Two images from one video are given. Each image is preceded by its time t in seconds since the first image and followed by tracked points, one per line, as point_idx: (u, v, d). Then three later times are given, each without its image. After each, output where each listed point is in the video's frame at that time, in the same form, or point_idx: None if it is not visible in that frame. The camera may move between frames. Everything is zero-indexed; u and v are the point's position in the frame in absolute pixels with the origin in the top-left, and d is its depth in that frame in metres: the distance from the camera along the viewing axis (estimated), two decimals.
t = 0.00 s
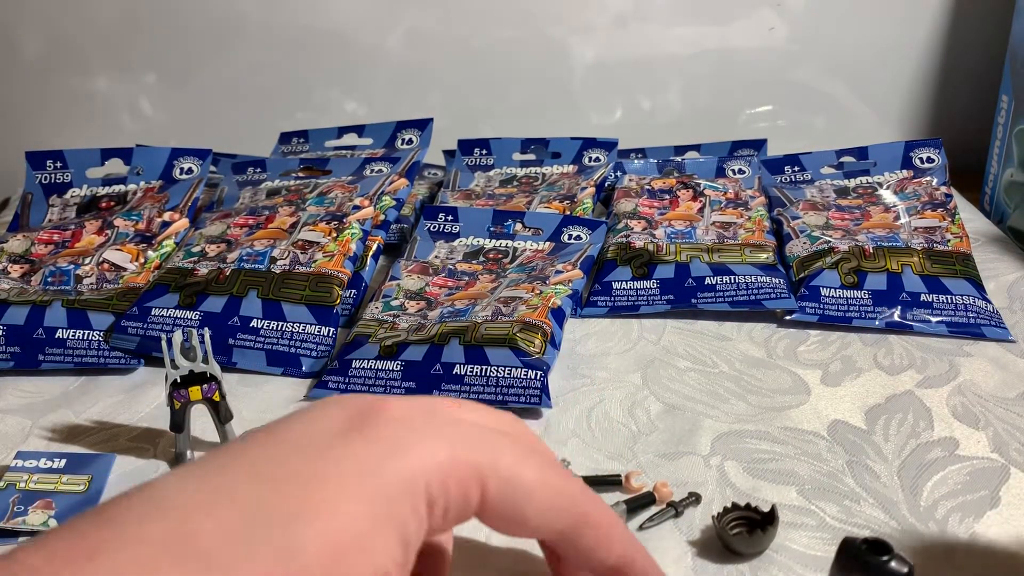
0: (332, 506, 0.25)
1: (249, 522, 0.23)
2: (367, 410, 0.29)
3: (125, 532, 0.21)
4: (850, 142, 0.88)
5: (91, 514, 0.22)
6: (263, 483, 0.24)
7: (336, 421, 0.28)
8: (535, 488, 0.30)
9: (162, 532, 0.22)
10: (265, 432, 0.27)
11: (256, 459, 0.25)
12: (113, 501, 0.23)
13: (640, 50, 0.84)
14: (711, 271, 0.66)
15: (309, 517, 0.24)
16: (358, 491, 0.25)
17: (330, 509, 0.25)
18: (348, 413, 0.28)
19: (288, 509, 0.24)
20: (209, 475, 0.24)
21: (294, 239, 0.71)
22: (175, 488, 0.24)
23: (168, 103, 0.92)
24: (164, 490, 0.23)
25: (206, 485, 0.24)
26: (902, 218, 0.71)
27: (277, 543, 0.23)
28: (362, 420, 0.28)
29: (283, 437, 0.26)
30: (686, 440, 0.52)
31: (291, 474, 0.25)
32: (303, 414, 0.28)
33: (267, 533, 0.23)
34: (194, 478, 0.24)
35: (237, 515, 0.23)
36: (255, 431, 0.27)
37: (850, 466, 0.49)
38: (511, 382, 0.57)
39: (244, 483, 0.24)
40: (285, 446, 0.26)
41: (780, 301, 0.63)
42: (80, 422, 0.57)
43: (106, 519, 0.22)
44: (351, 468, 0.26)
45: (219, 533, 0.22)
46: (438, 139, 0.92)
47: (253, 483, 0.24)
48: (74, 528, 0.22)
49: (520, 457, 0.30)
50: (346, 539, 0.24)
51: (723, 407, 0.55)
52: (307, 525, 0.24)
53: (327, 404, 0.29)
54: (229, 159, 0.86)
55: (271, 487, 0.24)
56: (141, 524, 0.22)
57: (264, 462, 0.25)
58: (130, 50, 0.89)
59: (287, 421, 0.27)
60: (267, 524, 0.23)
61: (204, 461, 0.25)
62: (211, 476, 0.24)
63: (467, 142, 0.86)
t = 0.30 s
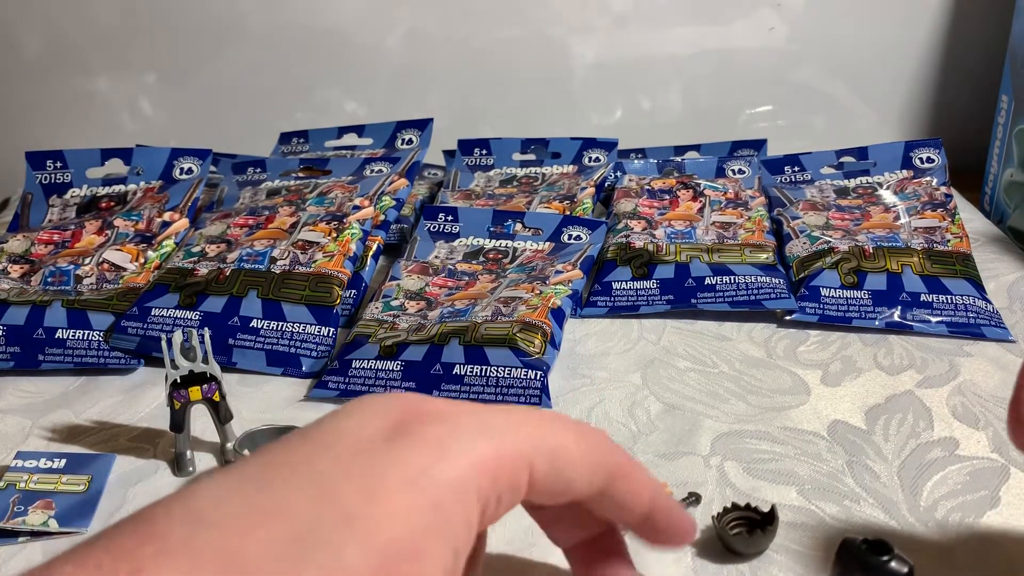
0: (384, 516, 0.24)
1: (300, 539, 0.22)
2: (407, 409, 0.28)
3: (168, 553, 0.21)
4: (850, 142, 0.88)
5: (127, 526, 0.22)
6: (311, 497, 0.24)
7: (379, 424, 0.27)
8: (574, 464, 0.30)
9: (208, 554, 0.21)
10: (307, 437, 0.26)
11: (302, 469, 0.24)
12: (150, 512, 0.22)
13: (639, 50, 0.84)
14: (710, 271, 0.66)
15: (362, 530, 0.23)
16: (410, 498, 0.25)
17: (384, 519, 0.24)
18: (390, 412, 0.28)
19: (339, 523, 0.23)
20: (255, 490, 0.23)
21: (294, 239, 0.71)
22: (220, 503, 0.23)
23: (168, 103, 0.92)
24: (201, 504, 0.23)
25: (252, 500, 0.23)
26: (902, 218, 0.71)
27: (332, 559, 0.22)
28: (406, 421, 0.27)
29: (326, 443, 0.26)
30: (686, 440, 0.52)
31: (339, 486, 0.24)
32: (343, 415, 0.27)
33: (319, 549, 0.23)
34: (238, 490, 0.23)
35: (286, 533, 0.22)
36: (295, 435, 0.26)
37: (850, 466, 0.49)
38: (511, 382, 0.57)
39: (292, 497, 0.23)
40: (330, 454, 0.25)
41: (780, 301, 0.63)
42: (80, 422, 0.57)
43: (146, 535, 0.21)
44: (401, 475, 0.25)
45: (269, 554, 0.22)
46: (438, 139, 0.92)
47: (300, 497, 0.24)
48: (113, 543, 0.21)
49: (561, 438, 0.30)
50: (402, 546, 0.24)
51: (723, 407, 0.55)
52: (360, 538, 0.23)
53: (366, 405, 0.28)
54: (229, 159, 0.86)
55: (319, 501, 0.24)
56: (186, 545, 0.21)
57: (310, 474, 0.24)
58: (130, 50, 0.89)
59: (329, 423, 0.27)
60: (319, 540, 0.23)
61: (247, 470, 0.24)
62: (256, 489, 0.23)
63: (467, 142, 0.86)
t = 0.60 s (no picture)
0: (396, 522, 0.25)
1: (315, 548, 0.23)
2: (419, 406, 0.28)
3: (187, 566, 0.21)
4: (850, 142, 0.88)
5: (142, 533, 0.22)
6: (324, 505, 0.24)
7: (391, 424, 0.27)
8: (602, 479, 0.29)
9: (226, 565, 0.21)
10: (318, 439, 0.26)
11: (314, 474, 0.25)
12: (160, 520, 0.22)
13: (639, 50, 0.84)
14: (710, 271, 0.66)
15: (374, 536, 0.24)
16: (421, 504, 0.25)
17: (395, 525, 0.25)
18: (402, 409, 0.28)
19: (351, 531, 0.24)
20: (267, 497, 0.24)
21: (294, 239, 0.71)
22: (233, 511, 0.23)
23: (168, 103, 0.92)
24: (213, 512, 0.23)
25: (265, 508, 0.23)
26: (902, 218, 0.71)
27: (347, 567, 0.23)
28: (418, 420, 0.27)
29: (337, 444, 0.26)
30: (686, 439, 0.52)
31: (351, 495, 0.25)
32: (354, 413, 0.27)
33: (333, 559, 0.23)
34: (252, 497, 0.24)
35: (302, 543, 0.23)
36: (306, 435, 0.26)
37: (850, 466, 0.49)
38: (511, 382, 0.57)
39: (304, 505, 0.24)
40: (341, 457, 0.25)
41: (780, 301, 0.63)
42: (80, 421, 0.57)
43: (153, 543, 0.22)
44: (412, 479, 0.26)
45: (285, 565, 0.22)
46: (438, 140, 0.92)
47: (313, 504, 0.24)
48: (130, 553, 0.21)
49: (587, 439, 0.29)
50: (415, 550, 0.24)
51: (723, 407, 0.55)
52: (371, 544, 0.24)
53: (375, 402, 0.28)
54: (229, 159, 0.86)
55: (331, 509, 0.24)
56: (203, 560, 0.21)
57: (323, 479, 0.25)
58: (130, 50, 0.89)
59: (342, 425, 0.27)
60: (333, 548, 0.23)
61: (258, 474, 0.25)
62: (269, 496, 0.24)
63: (467, 142, 0.86)
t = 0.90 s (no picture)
0: (418, 533, 0.24)
1: (336, 551, 0.22)
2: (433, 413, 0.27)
3: None
4: (850, 142, 0.88)
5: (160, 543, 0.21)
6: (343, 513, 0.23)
7: (412, 433, 0.26)
8: (609, 496, 0.29)
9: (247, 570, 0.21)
10: (336, 448, 0.25)
11: (333, 480, 0.24)
12: (179, 523, 0.22)
13: (639, 50, 0.84)
14: (710, 271, 0.66)
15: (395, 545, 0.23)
16: (443, 515, 0.25)
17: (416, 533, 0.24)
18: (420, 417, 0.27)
19: (372, 538, 0.23)
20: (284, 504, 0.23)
21: (294, 239, 0.71)
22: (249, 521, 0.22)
23: (168, 103, 0.92)
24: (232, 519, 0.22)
25: (286, 512, 0.23)
26: (903, 218, 0.71)
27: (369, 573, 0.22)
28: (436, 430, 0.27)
29: (354, 451, 0.25)
30: (686, 439, 0.52)
31: (373, 503, 0.24)
32: (374, 422, 0.27)
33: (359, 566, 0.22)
34: (273, 504, 0.23)
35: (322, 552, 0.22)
36: (324, 442, 0.26)
37: (850, 466, 0.49)
38: (511, 382, 0.57)
39: (326, 511, 0.23)
40: (361, 465, 0.25)
41: (780, 301, 0.63)
42: (80, 421, 0.57)
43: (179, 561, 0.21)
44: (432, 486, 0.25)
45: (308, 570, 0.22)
46: (437, 140, 0.92)
47: (336, 511, 0.23)
48: (147, 563, 0.20)
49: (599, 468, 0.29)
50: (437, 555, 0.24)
51: (723, 407, 0.55)
52: (394, 549, 0.23)
53: (394, 412, 0.27)
54: (229, 159, 0.86)
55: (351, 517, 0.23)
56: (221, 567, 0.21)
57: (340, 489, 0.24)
58: (130, 50, 0.89)
59: (360, 434, 0.26)
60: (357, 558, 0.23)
61: (277, 479, 0.24)
62: (289, 503, 0.23)
63: (467, 142, 0.86)
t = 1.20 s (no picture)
0: (397, 515, 0.24)
1: (316, 540, 0.23)
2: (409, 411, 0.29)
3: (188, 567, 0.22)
4: (850, 142, 0.88)
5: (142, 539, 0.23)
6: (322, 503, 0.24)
7: (389, 429, 0.27)
8: (576, 475, 0.29)
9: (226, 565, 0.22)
10: (317, 445, 0.26)
11: (312, 474, 0.25)
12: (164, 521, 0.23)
13: (639, 50, 0.84)
14: (710, 271, 0.66)
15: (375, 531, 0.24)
16: (420, 496, 0.25)
17: (394, 519, 0.24)
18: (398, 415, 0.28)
19: (350, 521, 0.24)
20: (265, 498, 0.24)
21: (294, 239, 0.71)
22: (229, 515, 0.23)
23: (168, 103, 0.92)
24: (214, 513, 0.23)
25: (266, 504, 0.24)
26: (903, 218, 0.71)
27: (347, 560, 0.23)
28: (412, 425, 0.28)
29: (335, 449, 0.26)
30: (686, 440, 0.52)
31: (350, 491, 0.25)
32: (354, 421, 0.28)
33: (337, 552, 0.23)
34: (255, 497, 0.24)
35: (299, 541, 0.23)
36: (309, 441, 0.27)
37: (850, 466, 0.49)
38: (511, 382, 0.57)
39: (306, 501, 0.24)
40: (340, 459, 0.26)
41: (780, 301, 0.63)
42: (80, 421, 0.57)
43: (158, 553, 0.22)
44: (409, 473, 0.26)
45: (286, 558, 0.23)
46: (437, 139, 0.92)
47: (315, 500, 0.24)
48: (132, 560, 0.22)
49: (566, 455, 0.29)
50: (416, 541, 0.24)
51: (722, 407, 0.55)
52: (371, 530, 0.24)
53: (373, 411, 0.28)
54: (229, 159, 0.86)
55: (331, 507, 0.24)
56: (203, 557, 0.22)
57: (320, 482, 0.25)
58: (130, 50, 0.89)
59: (340, 432, 0.27)
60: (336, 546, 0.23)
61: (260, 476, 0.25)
62: (270, 496, 0.24)
63: (467, 142, 0.86)
